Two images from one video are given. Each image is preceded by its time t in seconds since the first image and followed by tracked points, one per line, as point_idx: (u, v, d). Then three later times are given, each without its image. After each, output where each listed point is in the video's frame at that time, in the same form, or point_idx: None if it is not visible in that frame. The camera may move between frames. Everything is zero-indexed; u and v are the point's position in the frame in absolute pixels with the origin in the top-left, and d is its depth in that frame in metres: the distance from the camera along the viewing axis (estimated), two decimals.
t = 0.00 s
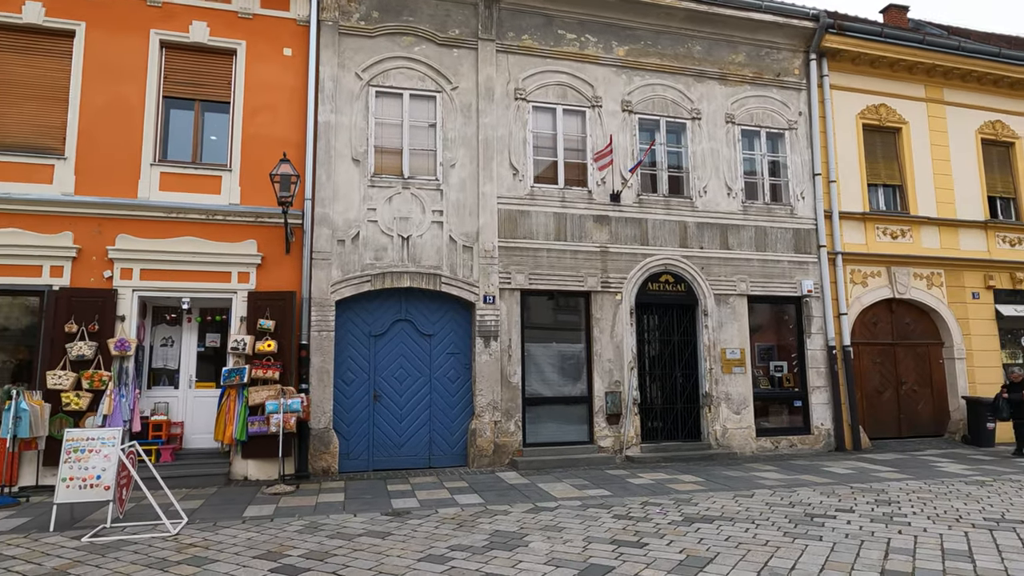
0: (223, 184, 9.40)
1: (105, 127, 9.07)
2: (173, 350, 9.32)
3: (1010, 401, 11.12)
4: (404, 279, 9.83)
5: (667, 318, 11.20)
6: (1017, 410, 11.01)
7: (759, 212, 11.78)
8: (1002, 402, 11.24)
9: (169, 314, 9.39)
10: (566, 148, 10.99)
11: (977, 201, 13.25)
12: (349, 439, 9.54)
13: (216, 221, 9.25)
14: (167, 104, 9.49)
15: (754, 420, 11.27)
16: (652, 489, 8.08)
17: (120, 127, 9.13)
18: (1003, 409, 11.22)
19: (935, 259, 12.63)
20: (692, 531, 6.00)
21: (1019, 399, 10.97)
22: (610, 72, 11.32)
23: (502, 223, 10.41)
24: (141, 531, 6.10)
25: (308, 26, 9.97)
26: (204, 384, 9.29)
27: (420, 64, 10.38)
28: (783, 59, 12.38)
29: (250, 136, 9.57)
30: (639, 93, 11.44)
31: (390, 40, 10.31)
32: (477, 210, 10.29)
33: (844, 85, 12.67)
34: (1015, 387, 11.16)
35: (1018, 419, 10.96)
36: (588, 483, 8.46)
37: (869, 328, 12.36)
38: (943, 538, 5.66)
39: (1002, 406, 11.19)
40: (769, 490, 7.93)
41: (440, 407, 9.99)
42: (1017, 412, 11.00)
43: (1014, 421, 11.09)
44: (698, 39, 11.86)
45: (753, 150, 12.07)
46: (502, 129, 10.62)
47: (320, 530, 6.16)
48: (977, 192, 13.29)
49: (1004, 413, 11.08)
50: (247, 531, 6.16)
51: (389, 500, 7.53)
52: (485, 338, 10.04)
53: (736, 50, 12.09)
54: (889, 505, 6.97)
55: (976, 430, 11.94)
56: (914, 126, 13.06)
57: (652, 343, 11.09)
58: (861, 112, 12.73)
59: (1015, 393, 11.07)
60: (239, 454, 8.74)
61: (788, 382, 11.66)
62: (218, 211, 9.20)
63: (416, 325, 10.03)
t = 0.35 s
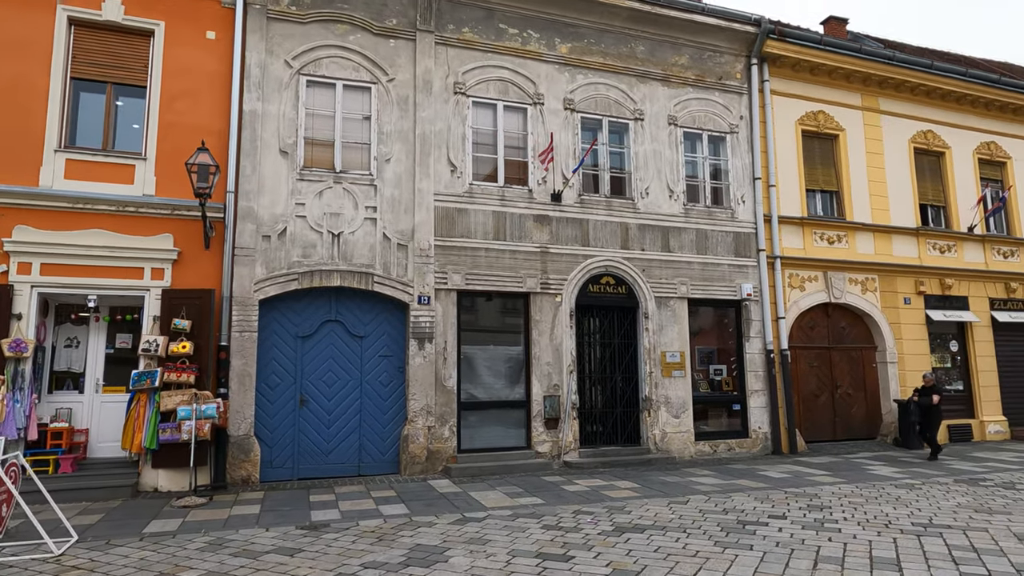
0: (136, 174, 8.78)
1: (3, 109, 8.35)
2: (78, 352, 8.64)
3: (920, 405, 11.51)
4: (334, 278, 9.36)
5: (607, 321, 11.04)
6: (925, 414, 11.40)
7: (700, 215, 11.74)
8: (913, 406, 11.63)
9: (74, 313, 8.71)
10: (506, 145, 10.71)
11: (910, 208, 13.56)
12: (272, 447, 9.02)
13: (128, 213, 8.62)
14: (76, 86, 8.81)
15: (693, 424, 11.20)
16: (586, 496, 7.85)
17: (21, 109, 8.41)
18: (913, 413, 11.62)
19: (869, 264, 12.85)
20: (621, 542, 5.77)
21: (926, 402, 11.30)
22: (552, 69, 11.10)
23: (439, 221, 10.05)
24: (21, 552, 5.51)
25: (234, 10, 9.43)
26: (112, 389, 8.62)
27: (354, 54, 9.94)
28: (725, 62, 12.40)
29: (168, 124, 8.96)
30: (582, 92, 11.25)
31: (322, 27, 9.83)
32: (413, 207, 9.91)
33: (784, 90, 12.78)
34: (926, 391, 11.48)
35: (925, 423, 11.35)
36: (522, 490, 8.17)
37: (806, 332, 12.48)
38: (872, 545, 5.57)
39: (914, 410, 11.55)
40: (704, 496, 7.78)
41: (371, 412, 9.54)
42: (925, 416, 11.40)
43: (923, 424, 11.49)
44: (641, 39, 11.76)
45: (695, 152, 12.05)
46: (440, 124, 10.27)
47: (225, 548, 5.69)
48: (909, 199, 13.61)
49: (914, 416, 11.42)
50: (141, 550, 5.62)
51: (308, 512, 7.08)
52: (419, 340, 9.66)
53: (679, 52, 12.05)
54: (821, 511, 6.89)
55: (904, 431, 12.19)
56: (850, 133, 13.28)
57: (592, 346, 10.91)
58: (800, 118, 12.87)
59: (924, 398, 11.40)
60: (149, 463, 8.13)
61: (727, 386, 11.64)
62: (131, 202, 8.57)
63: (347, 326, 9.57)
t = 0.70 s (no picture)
0: (33, 160, 8.08)
1: None
2: None
3: (834, 411, 11.14)
4: (254, 276, 8.83)
5: (544, 324, 10.80)
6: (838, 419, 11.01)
7: (639, 218, 11.63)
8: (829, 412, 11.23)
9: None
10: (442, 142, 10.36)
11: (842, 216, 13.81)
12: (183, 456, 8.41)
13: (22, 202, 7.91)
14: None
15: (630, 429, 11.05)
16: (515, 505, 7.55)
17: None
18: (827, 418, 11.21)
19: (804, 270, 13.00)
20: (543, 554, 5.48)
21: (838, 407, 10.94)
22: (490, 65, 10.81)
23: (369, 218, 9.62)
24: None
25: None
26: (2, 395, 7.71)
27: (280, 40, 9.42)
28: (666, 65, 12.36)
29: (71, 106, 8.29)
30: (521, 89, 11.00)
31: (246, 10, 9.29)
32: (341, 203, 9.46)
33: (723, 96, 12.83)
34: (838, 397, 11.17)
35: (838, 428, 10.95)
36: (448, 500, 7.81)
37: (743, 337, 12.53)
38: (798, 553, 5.43)
39: (828, 416, 11.16)
40: (635, 503, 7.58)
41: (293, 419, 9.02)
42: (839, 421, 11.00)
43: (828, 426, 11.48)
44: (582, 39, 11.60)
45: (635, 155, 11.95)
46: (372, 117, 9.85)
47: (107, 569, 5.15)
48: (842, 207, 13.86)
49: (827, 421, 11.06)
50: (8, 575, 5.02)
51: (212, 527, 6.55)
52: (345, 343, 9.20)
53: (620, 54, 11.94)
54: (751, 518, 6.77)
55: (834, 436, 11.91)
56: (787, 141, 13.44)
57: (527, 350, 10.64)
58: (738, 124, 12.94)
59: (837, 403, 11.02)
60: (38, 475, 7.50)
61: (664, 391, 11.55)
62: (25, 190, 7.87)
63: (267, 327, 9.03)
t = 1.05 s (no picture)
0: None
1: None
2: None
3: (754, 412, 11.01)
4: (165, 270, 8.21)
5: (481, 325, 10.46)
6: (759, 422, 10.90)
7: (581, 218, 11.42)
8: (746, 414, 11.06)
9: None
10: (376, 133, 9.91)
11: (781, 220, 13.93)
12: (82, 466, 7.74)
13: None
14: None
15: (568, 433, 10.80)
16: (442, 514, 7.17)
17: None
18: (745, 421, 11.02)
19: (744, 273, 13.04)
20: (462, 568, 5.12)
21: (761, 410, 10.90)
22: (429, 56, 10.43)
23: (295, 211, 9.10)
24: None
25: None
26: None
27: (200, 20, 8.83)
28: (610, 64, 12.21)
29: None
30: (460, 82, 10.65)
31: None
32: (265, 194, 8.92)
33: (666, 97, 12.77)
34: (759, 399, 11.14)
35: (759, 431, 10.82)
36: (371, 509, 7.38)
37: (683, 340, 12.45)
38: (729, 562, 5.23)
39: (747, 418, 10.98)
40: (567, 510, 7.31)
41: (207, 424, 8.41)
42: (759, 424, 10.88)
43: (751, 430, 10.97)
44: (525, 33, 11.33)
45: (577, 153, 11.75)
46: (300, 105, 9.34)
47: None
48: (781, 211, 13.99)
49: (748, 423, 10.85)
50: None
51: (103, 544, 5.96)
52: (266, 343, 8.65)
53: (564, 50, 11.72)
54: (683, 525, 6.56)
55: (776, 441, 12.19)
56: (728, 144, 13.48)
57: (464, 352, 10.28)
58: (681, 126, 12.90)
59: (758, 405, 10.99)
60: None
61: (604, 394, 11.35)
62: None
63: (181, 326, 8.42)
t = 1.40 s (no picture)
0: None
1: None
2: None
3: (680, 413, 10.59)
4: (70, 261, 7.55)
5: (420, 323, 10.06)
6: (684, 423, 10.54)
7: (525, 214, 11.13)
8: (671, 414, 10.61)
9: None
10: (309, 121, 9.41)
11: (727, 221, 13.94)
12: None
13: None
14: None
15: (509, 435, 10.49)
16: (368, 523, 6.77)
17: None
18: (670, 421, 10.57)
19: (688, 273, 12.97)
20: None
21: (688, 411, 10.57)
22: (367, 41, 9.97)
23: (219, 200, 8.53)
24: None
25: None
26: None
27: None
28: (556, 58, 11.96)
29: None
30: (400, 70, 10.22)
31: None
32: (185, 182, 8.33)
33: (613, 93, 12.60)
34: (684, 399, 10.77)
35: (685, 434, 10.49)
36: (293, 518, 6.91)
37: (628, 340, 12.30)
38: (661, 573, 4.98)
39: (672, 418, 10.53)
40: (501, 517, 6.99)
41: (117, 428, 7.78)
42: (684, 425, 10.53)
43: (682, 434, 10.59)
44: (469, 22, 10.97)
45: (522, 148, 11.46)
46: (226, 88, 8.77)
47: None
48: (726, 212, 14.01)
49: (674, 426, 10.42)
50: None
51: None
52: (184, 341, 8.07)
53: (509, 42, 11.42)
54: (619, 532, 6.32)
55: (716, 440, 12.26)
56: (675, 143, 13.42)
57: (401, 351, 9.86)
58: (628, 123, 12.76)
59: (684, 406, 10.64)
60: None
61: (547, 395, 11.08)
62: None
63: (88, 322, 7.77)
